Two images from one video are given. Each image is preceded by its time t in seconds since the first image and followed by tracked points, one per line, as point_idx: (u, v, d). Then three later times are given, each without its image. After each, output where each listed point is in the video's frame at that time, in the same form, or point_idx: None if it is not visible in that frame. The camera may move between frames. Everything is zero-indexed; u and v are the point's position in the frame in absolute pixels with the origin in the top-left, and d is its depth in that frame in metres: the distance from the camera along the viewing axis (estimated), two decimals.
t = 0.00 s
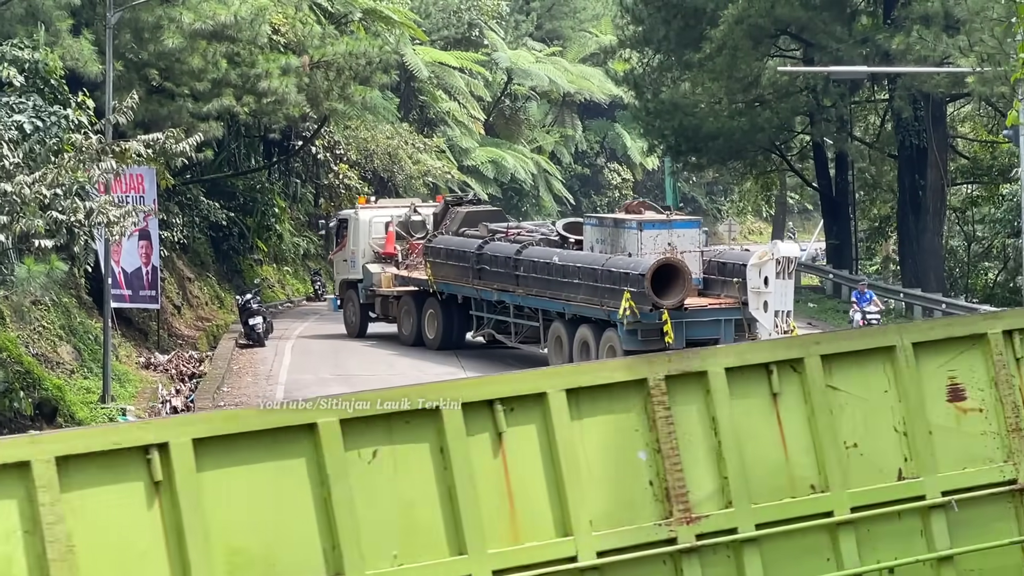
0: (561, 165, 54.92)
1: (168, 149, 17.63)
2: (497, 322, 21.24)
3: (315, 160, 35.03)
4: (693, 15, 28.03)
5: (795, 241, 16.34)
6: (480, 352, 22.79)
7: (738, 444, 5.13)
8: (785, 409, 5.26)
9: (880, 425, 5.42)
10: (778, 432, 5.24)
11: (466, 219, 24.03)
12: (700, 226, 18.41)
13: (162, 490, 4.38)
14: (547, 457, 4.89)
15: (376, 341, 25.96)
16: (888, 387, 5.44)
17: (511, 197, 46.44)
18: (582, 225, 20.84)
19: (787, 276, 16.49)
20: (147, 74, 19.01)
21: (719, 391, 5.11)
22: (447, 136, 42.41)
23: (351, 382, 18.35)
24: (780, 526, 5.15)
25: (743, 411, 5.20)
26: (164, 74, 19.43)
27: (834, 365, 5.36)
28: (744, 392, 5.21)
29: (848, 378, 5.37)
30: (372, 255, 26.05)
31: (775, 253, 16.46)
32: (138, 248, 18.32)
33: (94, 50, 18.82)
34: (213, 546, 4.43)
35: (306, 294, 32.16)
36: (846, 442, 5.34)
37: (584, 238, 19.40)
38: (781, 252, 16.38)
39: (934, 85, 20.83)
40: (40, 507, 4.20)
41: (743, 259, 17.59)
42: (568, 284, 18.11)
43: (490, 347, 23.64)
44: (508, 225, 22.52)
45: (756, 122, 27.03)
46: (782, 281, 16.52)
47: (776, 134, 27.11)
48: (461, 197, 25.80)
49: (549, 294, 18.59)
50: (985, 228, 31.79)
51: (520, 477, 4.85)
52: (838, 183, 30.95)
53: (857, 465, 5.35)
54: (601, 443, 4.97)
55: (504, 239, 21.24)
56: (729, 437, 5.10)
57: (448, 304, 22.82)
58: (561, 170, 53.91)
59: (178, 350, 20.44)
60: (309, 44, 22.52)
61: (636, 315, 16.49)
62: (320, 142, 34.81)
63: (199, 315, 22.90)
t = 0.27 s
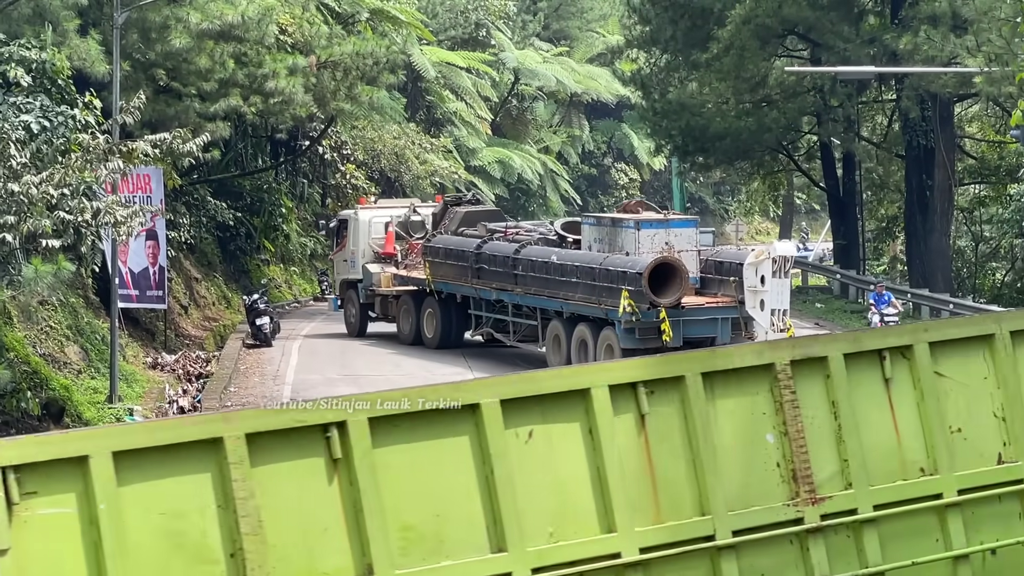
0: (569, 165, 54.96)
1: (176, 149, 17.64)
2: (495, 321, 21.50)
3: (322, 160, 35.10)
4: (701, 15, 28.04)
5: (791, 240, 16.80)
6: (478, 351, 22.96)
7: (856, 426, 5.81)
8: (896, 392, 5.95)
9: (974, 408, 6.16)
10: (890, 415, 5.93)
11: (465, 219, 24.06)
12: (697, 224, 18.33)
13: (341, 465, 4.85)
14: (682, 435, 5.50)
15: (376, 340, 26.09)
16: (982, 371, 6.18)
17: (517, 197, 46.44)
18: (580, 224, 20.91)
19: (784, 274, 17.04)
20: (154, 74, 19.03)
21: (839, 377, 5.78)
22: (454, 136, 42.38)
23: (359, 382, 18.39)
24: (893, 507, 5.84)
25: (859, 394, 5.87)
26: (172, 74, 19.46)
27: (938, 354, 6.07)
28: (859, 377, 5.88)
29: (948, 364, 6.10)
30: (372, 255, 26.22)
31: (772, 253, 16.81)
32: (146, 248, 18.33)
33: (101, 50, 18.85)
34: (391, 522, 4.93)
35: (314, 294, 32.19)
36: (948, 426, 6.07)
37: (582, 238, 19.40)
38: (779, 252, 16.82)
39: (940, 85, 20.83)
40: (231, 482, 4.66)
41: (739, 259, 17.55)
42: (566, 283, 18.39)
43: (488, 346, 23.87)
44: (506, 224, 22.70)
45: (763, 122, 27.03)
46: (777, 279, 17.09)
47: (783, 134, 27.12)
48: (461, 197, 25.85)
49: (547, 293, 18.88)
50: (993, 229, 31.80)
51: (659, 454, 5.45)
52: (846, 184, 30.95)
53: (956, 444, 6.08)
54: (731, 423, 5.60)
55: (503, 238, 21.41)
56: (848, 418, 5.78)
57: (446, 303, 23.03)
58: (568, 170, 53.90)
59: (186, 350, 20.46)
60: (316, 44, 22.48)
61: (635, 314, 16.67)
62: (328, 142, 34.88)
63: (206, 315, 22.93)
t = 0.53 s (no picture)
0: (575, 166, 54.97)
1: (182, 150, 17.59)
2: (493, 321, 21.74)
3: (328, 161, 35.18)
4: (707, 16, 28.02)
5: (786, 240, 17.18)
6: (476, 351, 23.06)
7: (960, 412, 6.34)
8: (993, 380, 6.52)
9: None
10: (990, 401, 6.49)
11: (462, 219, 24.14)
12: (693, 225, 18.79)
13: (505, 447, 5.31)
14: (805, 419, 5.98)
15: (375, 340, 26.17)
16: None
17: (523, 198, 46.42)
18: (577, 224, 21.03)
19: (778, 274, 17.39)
20: (160, 75, 19.04)
21: (945, 366, 6.30)
22: (460, 137, 42.47)
23: (365, 383, 18.42)
24: (988, 493, 6.33)
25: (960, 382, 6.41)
26: (177, 74, 19.46)
27: None
28: (960, 365, 6.43)
29: None
30: (371, 255, 26.33)
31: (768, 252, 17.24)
32: (152, 249, 18.31)
33: (107, 51, 18.84)
34: (552, 501, 5.37)
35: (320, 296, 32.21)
36: None
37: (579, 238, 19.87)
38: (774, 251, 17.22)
39: (947, 86, 20.85)
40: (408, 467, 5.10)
41: (735, 258, 18.07)
42: (562, 283, 18.74)
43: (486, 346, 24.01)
44: (504, 225, 22.93)
45: (769, 123, 27.02)
46: (773, 279, 17.42)
47: (789, 135, 27.12)
48: (459, 198, 25.99)
49: (544, 292, 19.17)
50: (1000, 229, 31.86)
51: (785, 440, 5.93)
52: (852, 185, 30.95)
53: None
54: (848, 408, 6.08)
55: (500, 239, 21.64)
56: (954, 404, 6.31)
57: (444, 303, 23.14)
58: (574, 171, 53.84)
59: (191, 351, 20.45)
60: (322, 45, 22.45)
61: (633, 314, 17.07)
62: (333, 142, 34.92)
63: (212, 316, 22.93)
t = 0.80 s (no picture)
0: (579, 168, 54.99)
1: (187, 152, 17.57)
2: (490, 321, 22.07)
3: (334, 163, 35.25)
4: (712, 17, 28.03)
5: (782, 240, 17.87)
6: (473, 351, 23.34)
7: None
8: None
9: None
10: None
11: (460, 220, 24.37)
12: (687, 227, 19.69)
13: (656, 434, 5.62)
14: (916, 406, 6.41)
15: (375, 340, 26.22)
16: None
17: (528, 199, 46.44)
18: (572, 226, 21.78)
19: (773, 274, 18.08)
20: (165, 76, 19.03)
21: None
22: (465, 138, 42.35)
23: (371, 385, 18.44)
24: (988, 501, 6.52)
25: None
26: (183, 75, 19.46)
27: None
28: None
29: None
30: (370, 255, 26.44)
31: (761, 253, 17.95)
32: (157, 250, 18.32)
33: (112, 52, 18.82)
34: (701, 489, 5.69)
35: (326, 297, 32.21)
36: None
37: (576, 238, 20.58)
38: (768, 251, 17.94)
39: (952, 87, 20.90)
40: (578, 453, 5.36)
41: (729, 259, 18.61)
42: (558, 282, 19.18)
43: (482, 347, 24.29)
44: (500, 226, 23.33)
45: (774, 125, 27.02)
46: (767, 279, 18.10)
47: (795, 136, 27.13)
48: (456, 199, 26.04)
49: (540, 292, 19.60)
50: (1005, 230, 31.97)
51: (900, 429, 6.34)
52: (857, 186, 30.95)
53: None
54: (952, 393, 6.54)
55: (497, 240, 22.04)
56: None
57: (441, 304, 23.43)
58: (579, 172, 53.82)
59: (197, 352, 20.45)
60: (327, 46, 22.43)
61: (628, 313, 17.62)
62: (338, 144, 34.97)
63: (218, 317, 22.92)
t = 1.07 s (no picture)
0: (583, 170, 55.02)
1: (190, 154, 17.57)
2: (485, 322, 22.61)
3: (337, 165, 35.31)
4: (715, 20, 28.09)
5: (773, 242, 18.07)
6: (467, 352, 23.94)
7: None
8: None
9: None
10: None
11: (455, 222, 24.72)
12: (682, 229, 19.81)
13: (799, 426, 5.87)
14: (1012, 401, 6.74)
15: (372, 342, 26.46)
16: None
17: (532, 202, 46.47)
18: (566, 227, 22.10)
19: (766, 276, 18.29)
20: (169, 79, 19.05)
21: None
22: (468, 141, 42.48)
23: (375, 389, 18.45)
24: None
25: None
26: (187, 78, 19.47)
27: None
28: None
29: None
30: (367, 258, 26.59)
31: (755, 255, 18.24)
32: (161, 253, 18.34)
33: (116, 55, 18.82)
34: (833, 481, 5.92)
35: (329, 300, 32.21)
36: None
37: (571, 240, 20.69)
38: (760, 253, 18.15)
39: (955, 89, 20.93)
40: (644, 460, 5.24)
41: (723, 260, 19.10)
42: (553, 284, 19.53)
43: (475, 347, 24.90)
44: (495, 229, 23.74)
45: (778, 127, 27.04)
46: (760, 280, 18.33)
47: (798, 139, 27.16)
48: (451, 201, 26.13)
49: (535, 294, 20.02)
50: (1008, 233, 32.07)
51: (1003, 421, 6.67)
52: (861, 188, 30.98)
53: None
54: None
55: (492, 242, 22.54)
56: None
57: (436, 306, 23.95)
58: (582, 175, 53.81)
59: (201, 354, 20.47)
60: (331, 49, 22.57)
61: (623, 314, 17.95)
62: (342, 147, 35.01)
63: (221, 320, 22.92)
